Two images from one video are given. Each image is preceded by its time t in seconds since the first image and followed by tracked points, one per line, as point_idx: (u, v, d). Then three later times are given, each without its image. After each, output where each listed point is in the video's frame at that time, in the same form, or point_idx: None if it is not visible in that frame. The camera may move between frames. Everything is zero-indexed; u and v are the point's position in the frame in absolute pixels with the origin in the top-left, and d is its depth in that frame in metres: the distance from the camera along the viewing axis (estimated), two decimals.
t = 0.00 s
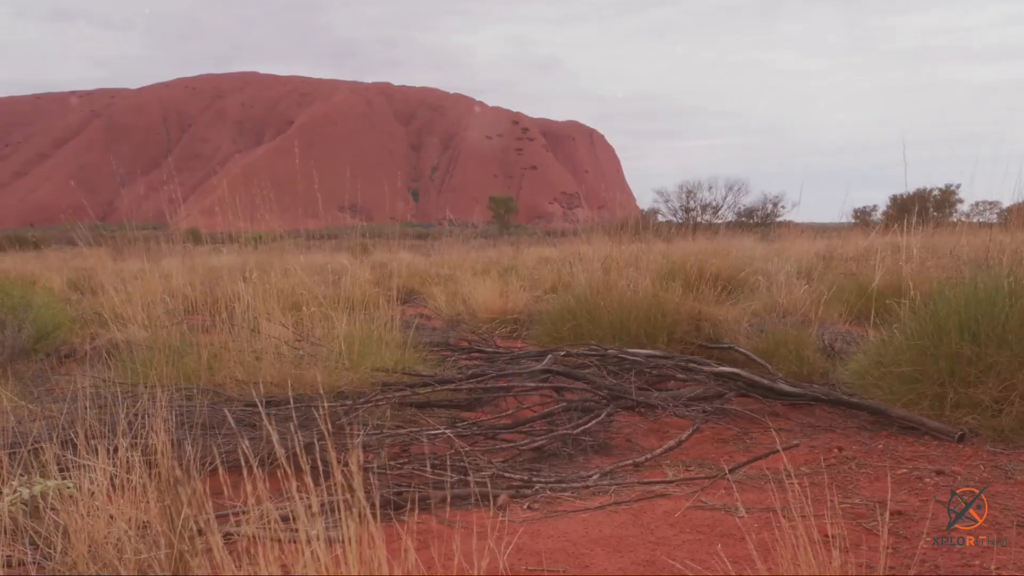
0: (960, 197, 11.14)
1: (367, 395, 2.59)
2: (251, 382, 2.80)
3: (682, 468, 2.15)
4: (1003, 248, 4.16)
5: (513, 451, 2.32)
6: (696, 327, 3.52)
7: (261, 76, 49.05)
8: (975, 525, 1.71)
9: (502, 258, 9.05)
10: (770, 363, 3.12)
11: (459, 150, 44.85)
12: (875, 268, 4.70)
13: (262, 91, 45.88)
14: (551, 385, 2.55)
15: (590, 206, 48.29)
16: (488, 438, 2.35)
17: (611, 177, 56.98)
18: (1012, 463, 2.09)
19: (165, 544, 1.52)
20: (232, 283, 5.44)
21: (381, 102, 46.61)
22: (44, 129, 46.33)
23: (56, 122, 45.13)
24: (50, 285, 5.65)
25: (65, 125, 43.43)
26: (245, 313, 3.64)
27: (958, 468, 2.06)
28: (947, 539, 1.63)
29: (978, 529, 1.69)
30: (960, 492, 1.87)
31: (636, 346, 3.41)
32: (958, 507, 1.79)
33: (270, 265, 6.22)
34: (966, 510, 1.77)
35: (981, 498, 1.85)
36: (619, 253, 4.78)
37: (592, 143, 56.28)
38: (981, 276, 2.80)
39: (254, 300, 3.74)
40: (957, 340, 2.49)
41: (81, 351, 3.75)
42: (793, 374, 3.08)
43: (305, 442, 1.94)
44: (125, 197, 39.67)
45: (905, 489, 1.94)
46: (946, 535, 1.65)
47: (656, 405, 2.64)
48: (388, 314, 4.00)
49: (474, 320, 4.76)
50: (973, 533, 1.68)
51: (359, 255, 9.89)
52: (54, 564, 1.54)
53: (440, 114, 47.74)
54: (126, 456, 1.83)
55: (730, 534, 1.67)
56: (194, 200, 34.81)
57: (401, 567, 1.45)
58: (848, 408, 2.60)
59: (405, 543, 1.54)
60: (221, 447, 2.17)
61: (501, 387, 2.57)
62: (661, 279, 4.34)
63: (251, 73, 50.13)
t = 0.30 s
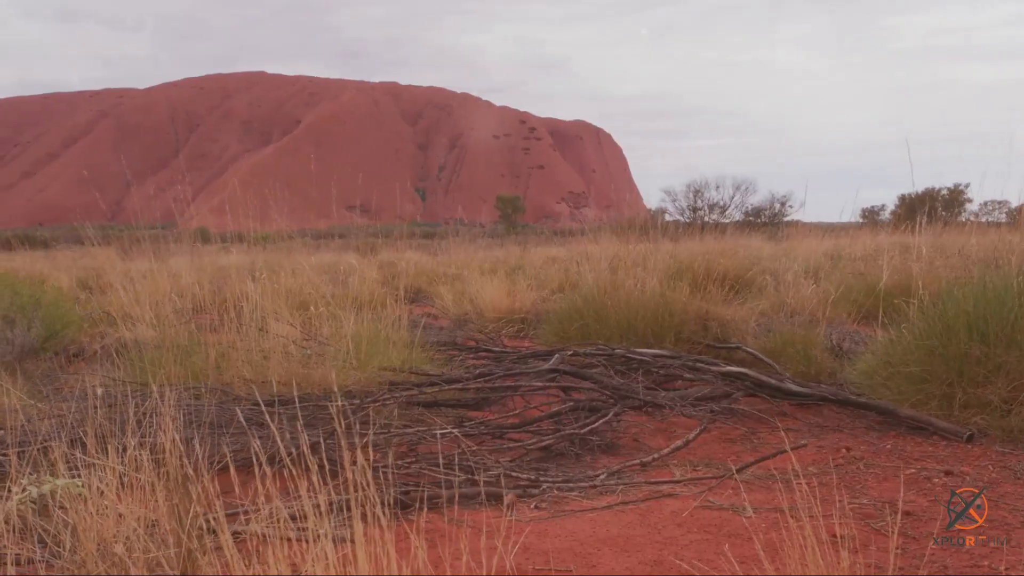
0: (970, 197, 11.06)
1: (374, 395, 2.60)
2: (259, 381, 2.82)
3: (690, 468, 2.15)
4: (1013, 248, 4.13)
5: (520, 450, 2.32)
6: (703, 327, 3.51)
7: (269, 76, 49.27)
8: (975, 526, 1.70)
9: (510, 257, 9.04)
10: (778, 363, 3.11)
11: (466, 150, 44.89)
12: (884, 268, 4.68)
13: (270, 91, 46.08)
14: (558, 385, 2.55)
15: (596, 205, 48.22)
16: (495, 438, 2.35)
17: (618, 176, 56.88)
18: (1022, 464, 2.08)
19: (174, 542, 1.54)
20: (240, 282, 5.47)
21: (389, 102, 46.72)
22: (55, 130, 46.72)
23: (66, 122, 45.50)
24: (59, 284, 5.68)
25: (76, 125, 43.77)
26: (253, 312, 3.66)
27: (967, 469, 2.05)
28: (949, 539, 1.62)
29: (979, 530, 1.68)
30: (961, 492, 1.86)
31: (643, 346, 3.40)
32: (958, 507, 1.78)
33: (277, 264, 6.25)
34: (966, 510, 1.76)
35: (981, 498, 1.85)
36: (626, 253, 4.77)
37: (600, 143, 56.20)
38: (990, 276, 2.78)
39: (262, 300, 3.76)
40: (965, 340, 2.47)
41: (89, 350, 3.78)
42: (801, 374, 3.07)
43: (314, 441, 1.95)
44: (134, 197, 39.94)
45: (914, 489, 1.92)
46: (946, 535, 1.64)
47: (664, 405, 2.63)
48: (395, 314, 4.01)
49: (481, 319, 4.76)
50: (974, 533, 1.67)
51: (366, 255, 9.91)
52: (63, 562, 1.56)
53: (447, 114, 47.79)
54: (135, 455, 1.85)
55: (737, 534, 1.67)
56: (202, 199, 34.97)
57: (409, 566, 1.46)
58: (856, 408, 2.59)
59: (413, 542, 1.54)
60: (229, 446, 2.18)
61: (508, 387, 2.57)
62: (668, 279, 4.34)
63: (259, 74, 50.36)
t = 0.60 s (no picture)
0: (980, 195, 11.00)
1: (382, 393, 2.62)
2: (267, 379, 2.84)
3: (697, 467, 2.15)
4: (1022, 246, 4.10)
5: (528, 449, 2.33)
6: (711, 325, 3.50)
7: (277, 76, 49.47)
8: (975, 525, 1.69)
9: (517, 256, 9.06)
10: (786, 362, 3.10)
11: (474, 149, 44.92)
12: (893, 266, 4.65)
13: (279, 91, 46.27)
14: (566, 383, 2.55)
15: (604, 204, 48.14)
16: (502, 436, 2.35)
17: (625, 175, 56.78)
18: None
19: (182, 540, 1.55)
20: (248, 280, 5.50)
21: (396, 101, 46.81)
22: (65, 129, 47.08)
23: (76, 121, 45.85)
24: (68, 282, 5.72)
25: (85, 125, 44.10)
26: (261, 310, 3.68)
27: (976, 468, 2.03)
28: (951, 539, 1.61)
29: (979, 529, 1.67)
30: (961, 492, 1.85)
31: (650, 344, 3.40)
32: (958, 507, 1.77)
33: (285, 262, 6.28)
34: (966, 510, 1.76)
35: (982, 497, 1.84)
36: (633, 251, 4.77)
37: (607, 141, 56.10)
38: (1000, 275, 2.76)
39: (270, 298, 3.79)
40: (974, 339, 2.45)
41: (98, 347, 3.81)
42: (809, 372, 3.05)
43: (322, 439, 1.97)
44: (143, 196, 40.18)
45: (922, 488, 1.91)
46: (946, 535, 1.64)
47: (671, 403, 2.63)
48: (403, 312, 4.03)
49: (488, 317, 4.78)
50: (974, 533, 1.66)
51: (374, 254, 9.93)
52: (73, 559, 1.58)
53: (455, 113, 47.85)
54: (143, 452, 1.87)
55: (746, 533, 1.66)
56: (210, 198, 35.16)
57: (418, 564, 1.46)
58: (864, 407, 2.58)
59: (421, 541, 1.55)
60: (237, 444, 2.19)
61: (515, 386, 2.58)
62: (676, 277, 4.33)
63: (268, 73, 50.57)
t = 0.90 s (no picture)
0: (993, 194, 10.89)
1: (392, 392, 2.63)
2: (278, 378, 2.86)
3: (707, 467, 2.14)
4: None
5: (538, 448, 2.33)
6: (721, 324, 3.49)
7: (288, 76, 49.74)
8: (975, 525, 1.68)
9: (526, 255, 9.07)
10: (796, 361, 3.08)
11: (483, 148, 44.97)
12: (905, 265, 4.62)
13: (289, 91, 46.53)
14: (576, 383, 2.55)
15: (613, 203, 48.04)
16: (512, 435, 2.36)
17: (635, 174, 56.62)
18: None
19: (193, 538, 1.57)
20: (258, 278, 5.54)
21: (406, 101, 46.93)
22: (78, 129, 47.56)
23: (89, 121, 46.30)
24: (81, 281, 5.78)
25: (98, 125, 44.53)
26: (271, 309, 3.71)
27: (989, 468, 2.01)
28: (951, 540, 1.60)
29: (980, 529, 1.66)
30: (961, 492, 1.83)
31: (660, 343, 3.40)
32: (958, 507, 1.75)
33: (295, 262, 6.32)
34: (966, 510, 1.73)
35: (982, 497, 1.82)
36: (642, 250, 4.77)
37: (617, 140, 55.97)
38: (1014, 274, 2.73)
39: (280, 297, 3.81)
40: (987, 339, 2.43)
41: (109, 346, 3.85)
42: (820, 372, 3.04)
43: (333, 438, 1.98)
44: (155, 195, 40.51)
45: (934, 488, 1.90)
46: (948, 536, 1.62)
47: (681, 403, 2.62)
48: (412, 311, 4.04)
49: (497, 316, 4.79)
50: (974, 533, 1.65)
51: (384, 253, 9.98)
52: (85, 556, 1.60)
53: (464, 112, 47.91)
54: (154, 451, 1.89)
55: (757, 533, 1.66)
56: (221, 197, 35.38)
57: (428, 563, 1.47)
58: (876, 407, 2.56)
59: (432, 540, 1.55)
60: (248, 442, 2.21)
61: (525, 385, 2.58)
62: (685, 276, 4.32)
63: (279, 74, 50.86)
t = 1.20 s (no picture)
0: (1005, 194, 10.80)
1: (402, 391, 2.64)
2: (288, 378, 2.88)
3: (717, 467, 2.14)
4: None
5: (547, 448, 2.33)
6: (731, 324, 3.48)
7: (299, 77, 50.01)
8: (975, 525, 1.67)
9: (535, 255, 9.07)
10: (807, 362, 3.07)
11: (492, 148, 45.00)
12: (916, 265, 4.58)
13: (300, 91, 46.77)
14: (585, 383, 2.55)
15: (623, 203, 47.97)
16: (522, 435, 2.36)
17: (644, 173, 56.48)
18: None
19: (204, 537, 1.58)
20: (268, 278, 5.57)
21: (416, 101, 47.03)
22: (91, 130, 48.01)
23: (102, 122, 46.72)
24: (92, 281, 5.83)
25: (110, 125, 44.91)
26: (281, 308, 3.73)
27: (1000, 469, 2.00)
28: (950, 539, 1.60)
29: (980, 529, 1.65)
30: (961, 492, 1.83)
31: (670, 343, 3.39)
32: (958, 506, 1.75)
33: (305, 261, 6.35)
34: (966, 510, 1.73)
35: (981, 497, 1.81)
36: (652, 250, 4.76)
37: (626, 140, 55.85)
38: None
39: (290, 297, 3.83)
40: (998, 339, 2.42)
41: (120, 345, 3.88)
42: (830, 372, 3.02)
43: (344, 437, 1.99)
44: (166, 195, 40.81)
45: (946, 489, 1.89)
46: (947, 535, 1.62)
47: (692, 402, 2.62)
48: (422, 310, 4.05)
49: (507, 316, 4.80)
50: (974, 533, 1.64)
51: (393, 252, 10.01)
52: (96, 555, 1.62)
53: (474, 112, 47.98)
54: (165, 450, 1.91)
55: (767, 533, 1.65)
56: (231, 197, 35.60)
57: (439, 561, 1.48)
58: (887, 407, 2.54)
59: (441, 538, 1.56)
60: (258, 442, 2.23)
61: (535, 385, 2.59)
62: (695, 275, 4.31)
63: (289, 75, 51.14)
